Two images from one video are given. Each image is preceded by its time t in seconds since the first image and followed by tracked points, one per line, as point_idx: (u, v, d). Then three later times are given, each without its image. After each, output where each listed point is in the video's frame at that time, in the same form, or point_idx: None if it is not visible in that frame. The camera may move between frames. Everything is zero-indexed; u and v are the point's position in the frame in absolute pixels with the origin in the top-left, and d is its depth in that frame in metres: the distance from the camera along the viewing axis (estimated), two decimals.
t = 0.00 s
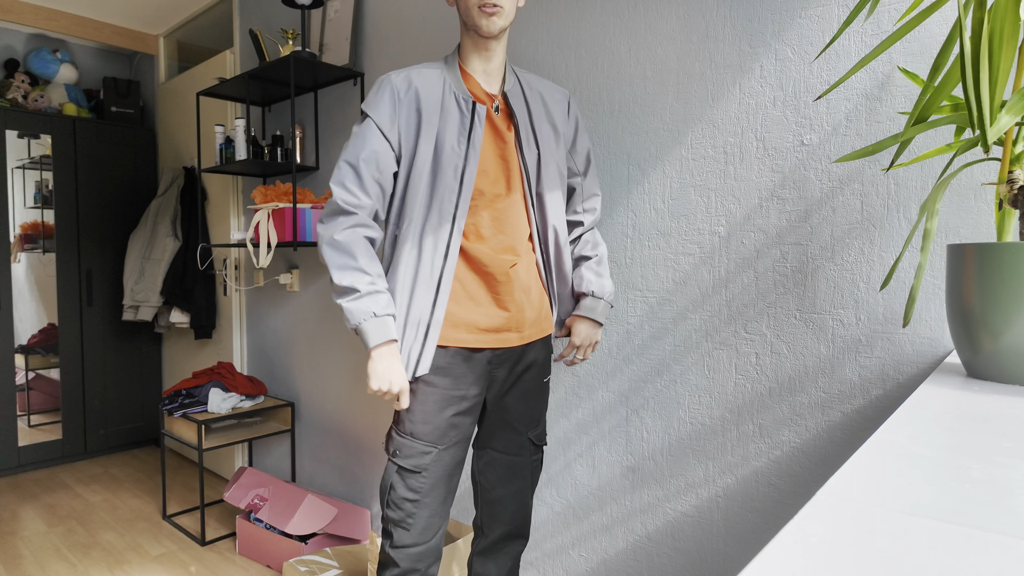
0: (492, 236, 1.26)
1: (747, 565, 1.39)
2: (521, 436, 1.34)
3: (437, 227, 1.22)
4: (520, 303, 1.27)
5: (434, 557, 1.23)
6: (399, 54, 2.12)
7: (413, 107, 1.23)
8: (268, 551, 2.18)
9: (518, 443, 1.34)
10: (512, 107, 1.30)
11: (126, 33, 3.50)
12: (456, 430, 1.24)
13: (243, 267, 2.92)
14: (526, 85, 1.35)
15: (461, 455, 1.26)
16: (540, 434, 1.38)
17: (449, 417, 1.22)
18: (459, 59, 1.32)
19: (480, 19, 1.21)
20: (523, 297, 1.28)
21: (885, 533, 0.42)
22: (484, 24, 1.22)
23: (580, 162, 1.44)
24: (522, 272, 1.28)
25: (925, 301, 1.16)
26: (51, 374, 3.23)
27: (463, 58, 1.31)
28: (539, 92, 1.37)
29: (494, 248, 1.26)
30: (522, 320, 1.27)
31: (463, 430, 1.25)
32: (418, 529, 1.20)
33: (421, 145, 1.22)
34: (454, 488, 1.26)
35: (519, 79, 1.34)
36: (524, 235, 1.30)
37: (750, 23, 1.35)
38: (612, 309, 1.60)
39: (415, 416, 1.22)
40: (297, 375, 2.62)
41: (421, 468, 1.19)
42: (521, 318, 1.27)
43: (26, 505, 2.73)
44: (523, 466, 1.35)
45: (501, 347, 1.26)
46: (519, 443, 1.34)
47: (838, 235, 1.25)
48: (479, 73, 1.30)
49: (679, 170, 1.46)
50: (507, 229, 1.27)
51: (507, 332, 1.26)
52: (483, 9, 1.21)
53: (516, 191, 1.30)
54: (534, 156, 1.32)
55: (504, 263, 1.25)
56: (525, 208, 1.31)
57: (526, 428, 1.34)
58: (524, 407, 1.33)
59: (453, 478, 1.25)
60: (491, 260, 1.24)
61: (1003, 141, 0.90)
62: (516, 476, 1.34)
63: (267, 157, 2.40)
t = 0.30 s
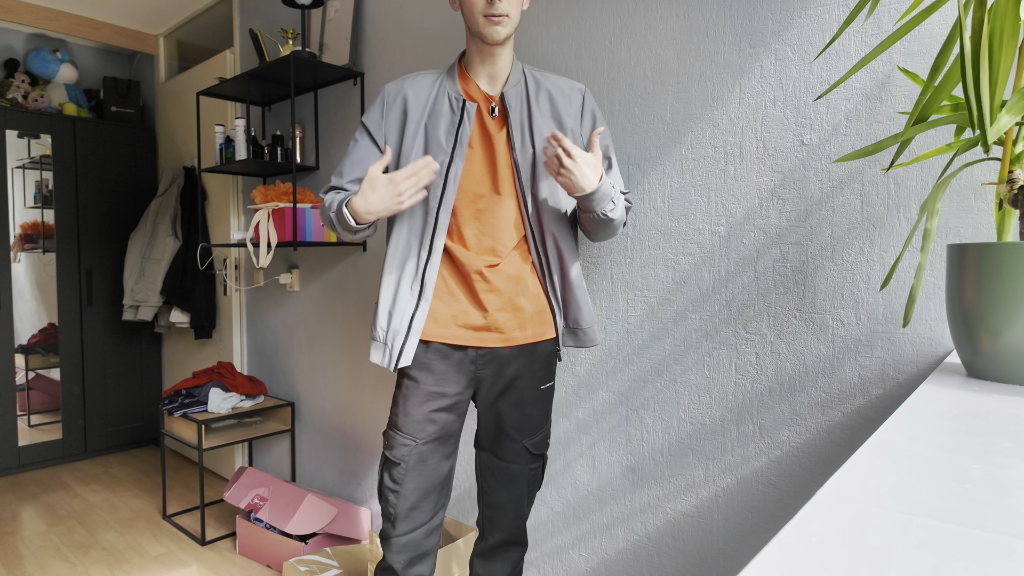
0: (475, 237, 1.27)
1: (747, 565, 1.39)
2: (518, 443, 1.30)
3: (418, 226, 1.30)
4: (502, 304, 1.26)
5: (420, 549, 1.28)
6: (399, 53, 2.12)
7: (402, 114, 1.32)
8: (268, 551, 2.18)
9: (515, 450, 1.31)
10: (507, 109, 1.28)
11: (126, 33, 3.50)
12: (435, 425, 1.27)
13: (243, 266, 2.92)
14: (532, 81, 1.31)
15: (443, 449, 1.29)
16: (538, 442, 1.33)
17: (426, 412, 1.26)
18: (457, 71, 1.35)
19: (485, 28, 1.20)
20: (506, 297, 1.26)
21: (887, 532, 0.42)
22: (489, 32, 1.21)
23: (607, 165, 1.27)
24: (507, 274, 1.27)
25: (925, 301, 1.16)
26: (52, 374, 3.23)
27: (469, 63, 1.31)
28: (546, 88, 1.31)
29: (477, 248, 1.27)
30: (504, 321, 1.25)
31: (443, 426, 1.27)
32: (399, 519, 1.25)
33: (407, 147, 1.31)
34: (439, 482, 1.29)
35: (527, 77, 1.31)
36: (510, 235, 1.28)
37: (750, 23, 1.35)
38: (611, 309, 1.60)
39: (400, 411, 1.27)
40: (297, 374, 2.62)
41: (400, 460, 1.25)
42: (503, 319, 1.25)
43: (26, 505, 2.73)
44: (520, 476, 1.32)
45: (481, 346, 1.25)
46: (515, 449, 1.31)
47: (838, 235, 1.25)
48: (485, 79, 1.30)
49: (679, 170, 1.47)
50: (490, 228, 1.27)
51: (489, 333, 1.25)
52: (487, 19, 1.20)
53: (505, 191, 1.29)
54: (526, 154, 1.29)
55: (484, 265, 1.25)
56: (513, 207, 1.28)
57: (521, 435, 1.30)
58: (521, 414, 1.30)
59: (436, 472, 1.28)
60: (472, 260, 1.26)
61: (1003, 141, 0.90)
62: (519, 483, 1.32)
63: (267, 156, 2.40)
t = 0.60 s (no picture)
0: (466, 238, 1.28)
1: (747, 565, 1.39)
2: (508, 450, 1.26)
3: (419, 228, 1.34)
4: (488, 304, 1.24)
5: (412, 549, 1.28)
6: (399, 53, 2.12)
7: (409, 125, 1.38)
8: (268, 551, 2.18)
9: (506, 457, 1.26)
10: (503, 114, 1.29)
11: (126, 33, 3.50)
12: (426, 426, 1.27)
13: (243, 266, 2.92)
14: (533, 85, 1.32)
15: (437, 451, 1.29)
16: (530, 449, 1.28)
17: (416, 412, 1.27)
18: (463, 81, 1.39)
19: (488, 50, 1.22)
20: (493, 297, 1.24)
21: (888, 533, 0.42)
22: (492, 53, 1.22)
23: (602, 155, 1.28)
24: (496, 274, 1.26)
25: (925, 300, 1.16)
26: (52, 374, 3.23)
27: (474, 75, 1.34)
28: (544, 92, 1.31)
29: (466, 249, 1.27)
30: (489, 322, 1.24)
31: (435, 428, 1.27)
32: (392, 519, 1.26)
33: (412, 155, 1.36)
34: (434, 483, 1.29)
35: (527, 82, 1.32)
36: (502, 236, 1.27)
37: (751, 23, 1.35)
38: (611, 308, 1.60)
39: (395, 412, 1.30)
40: (297, 374, 2.62)
41: (393, 459, 1.26)
42: (488, 320, 1.24)
43: (25, 505, 2.72)
44: (508, 483, 1.27)
45: (467, 347, 1.24)
46: (506, 456, 1.26)
47: (838, 235, 1.25)
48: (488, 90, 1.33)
49: (679, 170, 1.47)
50: (480, 229, 1.27)
51: (474, 333, 1.24)
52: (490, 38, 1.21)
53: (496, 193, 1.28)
54: (519, 156, 1.28)
55: (471, 265, 1.26)
56: (505, 208, 1.28)
57: (514, 440, 1.26)
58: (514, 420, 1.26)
59: (430, 473, 1.29)
60: (461, 260, 1.26)
61: (1003, 141, 0.90)
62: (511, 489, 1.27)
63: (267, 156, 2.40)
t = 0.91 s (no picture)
0: (467, 236, 1.28)
1: (747, 565, 1.39)
2: (507, 450, 1.25)
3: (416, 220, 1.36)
4: (486, 301, 1.24)
5: (412, 547, 1.28)
6: (398, 53, 2.12)
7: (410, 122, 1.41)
8: (268, 550, 2.18)
9: (504, 457, 1.26)
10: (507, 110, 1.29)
11: (126, 33, 3.50)
12: (424, 425, 1.27)
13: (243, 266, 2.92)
14: (538, 83, 1.32)
15: (436, 449, 1.29)
16: (529, 450, 1.27)
17: (414, 412, 1.27)
18: (465, 75, 1.39)
19: (467, 36, 1.23)
20: (491, 295, 1.24)
21: (889, 533, 0.42)
22: (472, 38, 1.23)
23: (612, 155, 1.30)
24: (495, 272, 1.25)
25: (925, 300, 1.16)
26: (52, 374, 3.23)
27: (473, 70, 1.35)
28: (551, 89, 1.31)
29: (467, 245, 1.27)
30: (487, 319, 1.23)
31: (433, 426, 1.27)
32: (392, 517, 1.27)
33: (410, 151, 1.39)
34: (433, 482, 1.29)
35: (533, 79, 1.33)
36: (501, 233, 1.26)
37: (751, 23, 1.34)
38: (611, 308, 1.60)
39: (395, 411, 1.30)
40: (297, 373, 2.62)
41: (392, 457, 1.27)
42: (486, 318, 1.23)
43: (25, 505, 2.72)
44: (507, 483, 1.26)
45: (465, 344, 1.24)
46: (505, 456, 1.26)
47: (838, 235, 1.25)
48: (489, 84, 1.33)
49: (679, 170, 1.47)
50: (481, 226, 1.27)
51: (472, 331, 1.24)
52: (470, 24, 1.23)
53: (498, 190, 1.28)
54: (522, 153, 1.28)
55: (470, 262, 1.25)
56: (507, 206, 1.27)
57: (511, 441, 1.25)
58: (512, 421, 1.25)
59: (429, 471, 1.29)
60: (461, 257, 1.26)
61: (1003, 140, 0.90)
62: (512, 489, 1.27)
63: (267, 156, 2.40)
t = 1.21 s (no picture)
0: (463, 235, 1.30)
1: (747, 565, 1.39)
2: (502, 448, 1.25)
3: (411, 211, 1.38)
4: (478, 298, 1.24)
5: (410, 539, 1.28)
6: (398, 53, 2.12)
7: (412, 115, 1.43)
8: (268, 550, 2.19)
9: (500, 454, 1.25)
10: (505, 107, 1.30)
11: (126, 33, 3.50)
12: (423, 418, 1.28)
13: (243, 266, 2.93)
14: (539, 79, 1.31)
15: (434, 442, 1.30)
16: (523, 447, 1.26)
17: (413, 404, 1.28)
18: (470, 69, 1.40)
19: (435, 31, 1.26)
20: (482, 292, 1.25)
21: (889, 534, 0.42)
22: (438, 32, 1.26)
23: (613, 157, 1.27)
24: (488, 270, 1.26)
25: (925, 300, 1.16)
26: (52, 373, 3.23)
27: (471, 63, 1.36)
28: (551, 86, 1.30)
29: (464, 243, 1.29)
30: (478, 316, 1.24)
31: (432, 419, 1.29)
32: (390, 509, 1.27)
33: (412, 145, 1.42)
34: (431, 475, 1.30)
35: (537, 73, 1.31)
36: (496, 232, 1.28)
37: (751, 23, 1.35)
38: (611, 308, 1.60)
39: (393, 404, 1.31)
40: (297, 373, 2.62)
41: (391, 449, 1.27)
42: (477, 315, 1.24)
43: (25, 505, 2.72)
44: (505, 480, 1.26)
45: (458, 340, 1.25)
46: (501, 454, 1.25)
47: (838, 234, 1.25)
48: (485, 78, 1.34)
49: (679, 170, 1.47)
50: (477, 224, 1.29)
51: (464, 327, 1.25)
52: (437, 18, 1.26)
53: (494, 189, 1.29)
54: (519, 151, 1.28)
55: (465, 259, 1.27)
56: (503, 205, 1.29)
57: (508, 439, 1.25)
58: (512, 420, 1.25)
59: (427, 464, 1.30)
60: (456, 254, 1.28)
61: (1003, 140, 0.90)
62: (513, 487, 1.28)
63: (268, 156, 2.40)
